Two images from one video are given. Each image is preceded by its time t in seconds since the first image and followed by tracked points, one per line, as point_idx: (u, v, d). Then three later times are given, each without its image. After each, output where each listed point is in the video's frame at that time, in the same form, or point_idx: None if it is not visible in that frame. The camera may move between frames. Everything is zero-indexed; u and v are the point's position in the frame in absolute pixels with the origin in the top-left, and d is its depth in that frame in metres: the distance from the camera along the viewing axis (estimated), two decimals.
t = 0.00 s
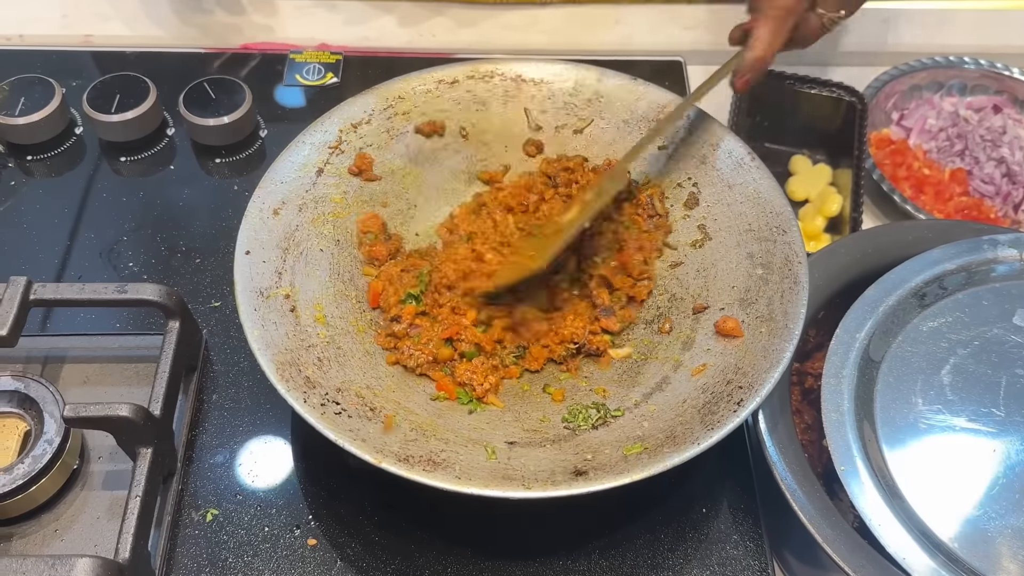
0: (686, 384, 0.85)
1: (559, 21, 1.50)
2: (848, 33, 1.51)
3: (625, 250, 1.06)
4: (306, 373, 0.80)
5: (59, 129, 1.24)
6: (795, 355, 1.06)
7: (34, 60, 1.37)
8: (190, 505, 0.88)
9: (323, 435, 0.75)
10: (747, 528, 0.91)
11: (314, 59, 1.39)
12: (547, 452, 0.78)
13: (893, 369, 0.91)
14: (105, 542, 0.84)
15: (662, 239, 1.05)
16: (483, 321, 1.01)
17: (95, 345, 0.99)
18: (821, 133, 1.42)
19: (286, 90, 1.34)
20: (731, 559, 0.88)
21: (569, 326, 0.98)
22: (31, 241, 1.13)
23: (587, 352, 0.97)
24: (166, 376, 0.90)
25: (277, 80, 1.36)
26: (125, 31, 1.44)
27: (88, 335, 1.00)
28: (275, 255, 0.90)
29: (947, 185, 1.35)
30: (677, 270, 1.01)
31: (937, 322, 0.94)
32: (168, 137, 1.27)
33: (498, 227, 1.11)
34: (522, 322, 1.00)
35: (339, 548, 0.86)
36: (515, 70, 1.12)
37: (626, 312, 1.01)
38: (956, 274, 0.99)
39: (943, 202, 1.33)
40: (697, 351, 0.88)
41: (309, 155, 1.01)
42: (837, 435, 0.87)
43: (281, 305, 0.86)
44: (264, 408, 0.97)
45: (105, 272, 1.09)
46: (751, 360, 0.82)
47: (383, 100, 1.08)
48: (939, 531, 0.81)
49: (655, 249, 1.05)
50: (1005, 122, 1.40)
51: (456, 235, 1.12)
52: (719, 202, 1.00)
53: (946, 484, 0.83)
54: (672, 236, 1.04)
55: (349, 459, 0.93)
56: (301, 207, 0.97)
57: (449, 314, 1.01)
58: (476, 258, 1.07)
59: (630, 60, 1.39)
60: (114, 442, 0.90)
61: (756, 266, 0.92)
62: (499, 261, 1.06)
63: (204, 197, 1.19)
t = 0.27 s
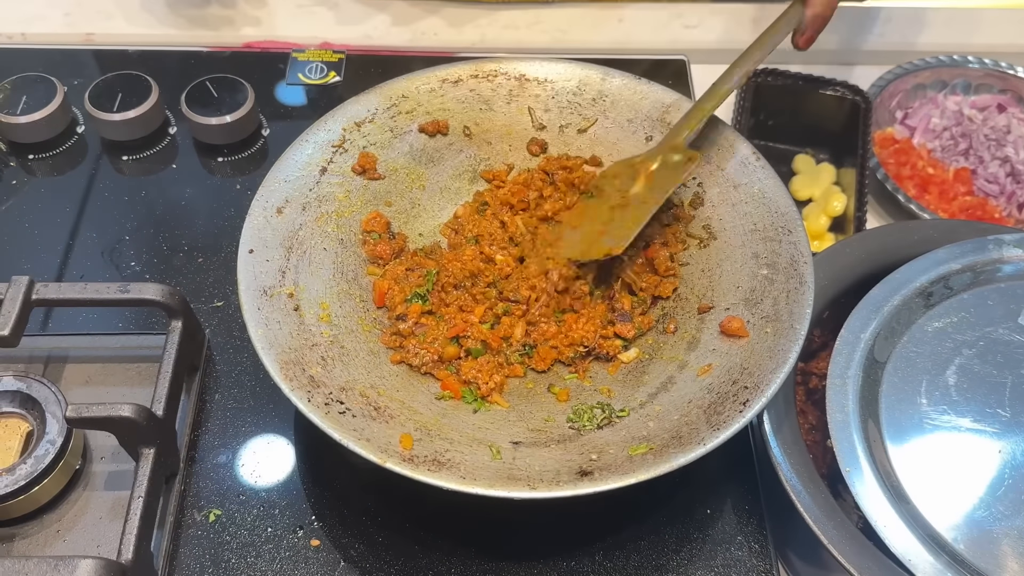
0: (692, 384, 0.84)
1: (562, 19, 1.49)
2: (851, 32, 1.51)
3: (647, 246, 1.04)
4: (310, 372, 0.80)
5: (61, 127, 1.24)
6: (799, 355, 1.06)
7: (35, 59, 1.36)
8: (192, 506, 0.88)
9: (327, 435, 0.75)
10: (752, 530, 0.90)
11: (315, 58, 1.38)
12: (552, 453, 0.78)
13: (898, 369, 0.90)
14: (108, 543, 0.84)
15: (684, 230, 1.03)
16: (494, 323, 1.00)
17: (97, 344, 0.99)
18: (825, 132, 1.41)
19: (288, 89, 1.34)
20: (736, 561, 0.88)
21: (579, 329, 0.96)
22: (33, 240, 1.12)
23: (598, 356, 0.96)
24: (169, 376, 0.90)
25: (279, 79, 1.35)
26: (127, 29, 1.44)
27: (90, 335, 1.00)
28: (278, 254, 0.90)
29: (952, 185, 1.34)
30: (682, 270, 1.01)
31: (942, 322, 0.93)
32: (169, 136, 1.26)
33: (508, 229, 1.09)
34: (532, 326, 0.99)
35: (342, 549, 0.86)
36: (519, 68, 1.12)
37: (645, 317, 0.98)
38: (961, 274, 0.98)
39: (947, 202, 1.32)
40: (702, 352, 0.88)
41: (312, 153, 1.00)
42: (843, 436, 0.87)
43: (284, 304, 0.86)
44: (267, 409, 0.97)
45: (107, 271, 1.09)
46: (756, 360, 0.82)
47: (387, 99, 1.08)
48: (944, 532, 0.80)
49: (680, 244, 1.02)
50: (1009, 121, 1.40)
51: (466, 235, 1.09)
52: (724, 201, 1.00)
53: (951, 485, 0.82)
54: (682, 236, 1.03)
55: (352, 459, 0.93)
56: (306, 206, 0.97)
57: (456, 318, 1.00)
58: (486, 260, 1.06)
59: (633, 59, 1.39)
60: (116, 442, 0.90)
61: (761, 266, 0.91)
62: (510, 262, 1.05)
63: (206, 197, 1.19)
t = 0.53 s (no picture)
0: (692, 386, 0.84)
1: (563, 18, 1.49)
2: (853, 30, 1.50)
3: (640, 244, 1.03)
4: (309, 374, 0.80)
5: (59, 126, 1.23)
6: (800, 355, 1.05)
7: (34, 57, 1.36)
8: (190, 507, 0.87)
9: (326, 436, 0.74)
10: (753, 532, 0.90)
11: (315, 57, 1.38)
12: (550, 455, 0.77)
13: (900, 370, 0.90)
14: (106, 544, 0.83)
15: (676, 230, 1.02)
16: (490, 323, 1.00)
17: (96, 344, 0.99)
18: (826, 132, 1.41)
19: (287, 87, 1.33)
20: (736, 562, 0.87)
21: (579, 326, 0.96)
22: (31, 240, 1.12)
23: (597, 355, 0.95)
24: (167, 377, 0.89)
25: (279, 77, 1.35)
26: (126, 27, 1.43)
27: (88, 335, 0.99)
28: (277, 254, 0.90)
29: (954, 184, 1.34)
30: (681, 269, 1.00)
31: (944, 323, 0.93)
32: (168, 135, 1.26)
33: (486, 213, 1.07)
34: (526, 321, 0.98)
35: (341, 551, 0.85)
36: (519, 68, 1.12)
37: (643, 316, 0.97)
38: (963, 275, 0.98)
39: (949, 201, 1.32)
40: (702, 353, 0.88)
41: (311, 153, 1.00)
42: (844, 437, 0.86)
43: (283, 305, 0.85)
44: (266, 409, 0.96)
45: (105, 271, 1.08)
46: (757, 361, 0.81)
47: (387, 98, 1.08)
48: (946, 534, 0.80)
49: (674, 241, 1.02)
50: (1011, 120, 1.39)
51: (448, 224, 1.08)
52: (725, 202, 1.00)
53: (953, 486, 0.82)
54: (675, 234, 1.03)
55: (351, 459, 0.93)
56: (305, 206, 0.96)
57: (453, 315, 0.99)
58: (469, 248, 1.05)
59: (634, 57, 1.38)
60: (114, 443, 0.90)
61: (762, 266, 0.91)
62: (485, 253, 1.04)
63: (205, 196, 1.19)
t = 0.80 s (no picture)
0: (688, 388, 0.84)
1: (560, 17, 1.48)
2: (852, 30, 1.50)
3: (635, 245, 1.06)
4: (303, 375, 0.79)
5: (55, 126, 1.23)
6: (798, 356, 1.05)
7: (30, 56, 1.35)
8: (185, 508, 0.87)
9: (320, 439, 0.74)
10: (749, 534, 0.90)
11: (312, 56, 1.37)
12: (545, 457, 0.77)
13: (898, 372, 0.90)
14: (100, 546, 0.83)
15: (672, 230, 1.04)
16: (486, 324, 0.99)
17: (91, 345, 0.98)
18: (825, 131, 1.40)
19: (284, 87, 1.33)
20: (732, 564, 0.87)
21: (576, 327, 0.95)
22: (26, 240, 1.11)
23: (592, 357, 0.95)
24: (161, 378, 0.89)
25: (275, 77, 1.34)
26: (122, 26, 1.43)
27: (83, 336, 0.99)
28: (272, 255, 0.89)
29: (953, 184, 1.33)
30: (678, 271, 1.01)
31: (942, 324, 0.93)
32: (164, 134, 1.25)
33: (482, 213, 1.09)
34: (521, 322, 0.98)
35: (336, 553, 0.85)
36: (515, 67, 1.11)
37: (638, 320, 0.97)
38: (961, 275, 0.98)
39: (948, 201, 1.31)
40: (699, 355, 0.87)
41: (307, 153, 1.00)
42: (841, 439, 0.86)
43: (278, 306, 0.85)
44: (261, 411, 0.96)
45: (101, 271, 1.08)
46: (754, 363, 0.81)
47: (382, 98, 1.07)
48: (942, 536, 0.80)
49: (668, 242, 1.04)
50: (1010, 120, 1.38)
51: (443, 226, 1.08)
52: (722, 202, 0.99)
53: (951, 488, 0.81)
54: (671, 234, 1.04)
55: (346, 461, 0.92)
56: (300, 207, 0.96)
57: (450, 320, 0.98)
58: (464, 249, 1.06)
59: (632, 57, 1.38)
60: (109, 444, 0.89)
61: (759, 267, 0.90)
62: (480, 255, 1.04)
63: (201, 196, 1.18)
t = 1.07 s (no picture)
0: (684, 389, 0.83)
1: (559, 16, 1.48)
2: (852, 29, 1.49)
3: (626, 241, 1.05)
4: (297, 377, 0.79)
5: (51, 125, 1.22)
6: (795, 358, 1.04)
7: (26, 56, 1.35)
8: (180, 510, 0.87)
9: (314, 441, 0.74)
10: (746, 537, 0.89)
11: (309, 56, 1.37)
12: (540, 459, 0.77)
13: (895, 374, 0.89)
14: (94, 548, 0.83)
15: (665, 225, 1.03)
16: (481, 324, 0.99)
17: (85, 346, 0.98)
18: (823, 131, 1.40)
19: (282, 86, 1.33)
20: (729, 567, 0.87)
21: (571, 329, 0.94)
22: (21, 240, 1.11)
23: (588, 358, 0.94)
24: (156, 379, 0.89)
25: (272, 77, 1.34)
26: (119, 25, 1.42)
27: (78, 337, 0.99)
28: (266, 256, 0.89)
29: (952, 185, 1.33)
30: (675, 271, 0.99)
31: (940, 325, 0.92)
32: (161, 134, 1.25)
33: (471, 213, 1.08)
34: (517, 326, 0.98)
35: (332, 555, 0.85)
36: (512, 67, 1.11)
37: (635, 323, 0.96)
38: (960, 277, 0.97)
39: (947, 202, 1.31)
40: (695, 357, 0.87)
41: (302, 154, 1.00)
42: (838, 441, 0.86)
43: (273, 307, 0.85)
44: (256, 412, 0.95)
45: (96, 272, 1.07)
46: (749, 364, 0.81)
47: (379, 98, 1.07)
48: (939, 538, 0.79)
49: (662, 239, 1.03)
50: (1010, 120, 1.38)
51: (431, 229, 1.07)
52: (719, 203, 0.99)
53: (948, 490, 0.81)
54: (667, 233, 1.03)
55: (342, 463, 0.92)
56: (295, 207, 0.96)
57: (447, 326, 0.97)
58: (458, 249, 1.05)
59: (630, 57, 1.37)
60: (103, 446, 0.89)
61: (756, 268, 0.90)
62: (475, 254, 1.03)
63: (197, 196, 1.18)
